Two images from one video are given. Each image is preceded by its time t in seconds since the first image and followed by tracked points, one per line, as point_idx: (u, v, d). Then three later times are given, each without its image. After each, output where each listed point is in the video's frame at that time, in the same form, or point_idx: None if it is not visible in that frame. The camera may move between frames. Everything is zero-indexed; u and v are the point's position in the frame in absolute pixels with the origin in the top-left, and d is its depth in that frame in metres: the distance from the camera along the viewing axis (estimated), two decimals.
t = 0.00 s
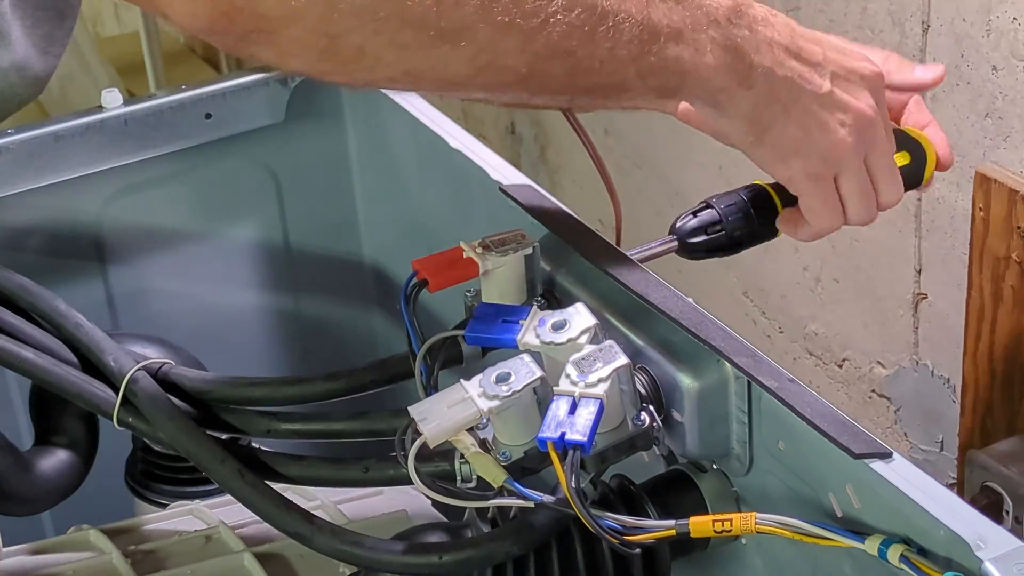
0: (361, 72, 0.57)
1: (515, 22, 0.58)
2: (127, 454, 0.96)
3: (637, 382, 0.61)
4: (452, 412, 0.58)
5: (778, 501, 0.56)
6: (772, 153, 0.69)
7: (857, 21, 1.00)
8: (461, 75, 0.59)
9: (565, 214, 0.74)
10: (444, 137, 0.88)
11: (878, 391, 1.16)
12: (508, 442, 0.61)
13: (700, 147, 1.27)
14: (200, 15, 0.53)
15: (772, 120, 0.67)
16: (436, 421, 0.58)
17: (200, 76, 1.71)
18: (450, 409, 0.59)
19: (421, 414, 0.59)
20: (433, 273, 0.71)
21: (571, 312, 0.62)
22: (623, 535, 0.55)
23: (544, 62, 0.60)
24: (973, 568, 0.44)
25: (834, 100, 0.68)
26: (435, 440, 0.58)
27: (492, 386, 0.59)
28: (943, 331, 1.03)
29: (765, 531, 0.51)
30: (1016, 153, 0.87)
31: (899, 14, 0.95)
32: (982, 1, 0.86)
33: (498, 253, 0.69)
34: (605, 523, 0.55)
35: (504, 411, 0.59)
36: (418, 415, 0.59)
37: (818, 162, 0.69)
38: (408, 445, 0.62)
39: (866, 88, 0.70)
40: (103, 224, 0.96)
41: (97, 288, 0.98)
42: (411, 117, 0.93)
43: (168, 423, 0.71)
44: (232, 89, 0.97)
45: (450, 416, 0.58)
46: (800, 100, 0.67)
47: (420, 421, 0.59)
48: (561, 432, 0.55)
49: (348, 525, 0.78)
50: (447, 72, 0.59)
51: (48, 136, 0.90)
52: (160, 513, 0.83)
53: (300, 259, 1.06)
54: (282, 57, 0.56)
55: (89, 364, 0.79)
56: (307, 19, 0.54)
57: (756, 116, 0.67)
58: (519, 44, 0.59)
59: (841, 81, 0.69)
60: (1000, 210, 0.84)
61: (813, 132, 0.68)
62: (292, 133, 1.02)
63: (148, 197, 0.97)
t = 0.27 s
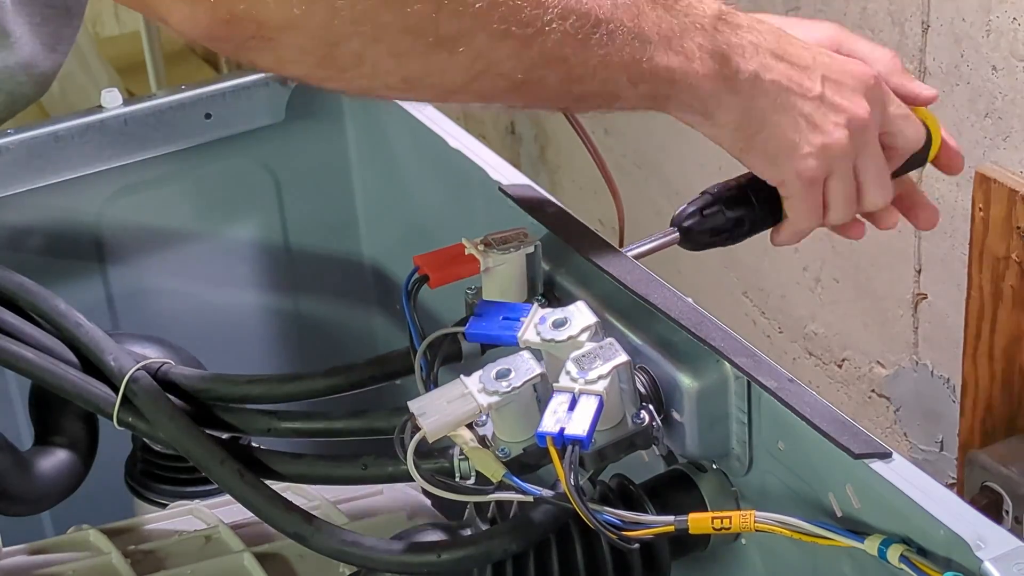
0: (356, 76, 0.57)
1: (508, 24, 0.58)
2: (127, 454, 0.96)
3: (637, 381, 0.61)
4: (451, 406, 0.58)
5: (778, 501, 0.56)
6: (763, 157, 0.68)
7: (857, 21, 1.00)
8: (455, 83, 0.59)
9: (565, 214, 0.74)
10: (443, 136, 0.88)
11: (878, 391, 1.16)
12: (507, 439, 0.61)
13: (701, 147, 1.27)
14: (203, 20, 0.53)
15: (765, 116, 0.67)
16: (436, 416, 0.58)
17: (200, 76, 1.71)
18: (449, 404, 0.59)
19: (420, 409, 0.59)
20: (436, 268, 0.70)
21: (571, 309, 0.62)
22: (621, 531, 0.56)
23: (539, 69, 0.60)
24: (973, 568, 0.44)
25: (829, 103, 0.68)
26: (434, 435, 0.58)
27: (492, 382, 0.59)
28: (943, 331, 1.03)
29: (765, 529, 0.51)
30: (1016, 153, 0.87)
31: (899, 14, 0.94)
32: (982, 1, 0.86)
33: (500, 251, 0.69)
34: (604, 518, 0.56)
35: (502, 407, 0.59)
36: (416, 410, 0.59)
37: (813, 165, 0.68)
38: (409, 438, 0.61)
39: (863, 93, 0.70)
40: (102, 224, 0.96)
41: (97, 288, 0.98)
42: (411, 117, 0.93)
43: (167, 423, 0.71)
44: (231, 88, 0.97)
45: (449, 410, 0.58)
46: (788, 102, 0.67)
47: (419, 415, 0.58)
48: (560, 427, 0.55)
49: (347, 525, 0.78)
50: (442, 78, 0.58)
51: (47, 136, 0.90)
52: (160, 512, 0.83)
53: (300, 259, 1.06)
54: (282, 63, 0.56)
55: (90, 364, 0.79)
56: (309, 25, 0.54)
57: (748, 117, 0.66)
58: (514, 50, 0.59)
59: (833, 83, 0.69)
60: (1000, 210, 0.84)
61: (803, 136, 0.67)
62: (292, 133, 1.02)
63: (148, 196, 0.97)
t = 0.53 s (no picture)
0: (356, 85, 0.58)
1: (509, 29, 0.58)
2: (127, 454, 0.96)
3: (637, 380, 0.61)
4: (450, 404, 0.58)
5: (777, 501, 0.56)
6: (761, 159, 0.68)
7: (857, 21, 1.00)
8: (455, 88, 0.59)
9: (565, 213, 0.74)
10: (444, 136, 0.88)
11: (878, 391, 1.16)
12: (507, 438, 0.61)
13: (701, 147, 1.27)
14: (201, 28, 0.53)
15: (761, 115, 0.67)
16: (435, 413, 0.58)
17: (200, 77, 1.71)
18: (448, 401, 0.59)
19: (420, 407, 0.59)
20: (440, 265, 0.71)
21: (572, 309, 0.62)
22: (620, 528, 0.55)
23: (538, 72, 0.60)
24: (972, 568, 0.44)
25: (826, 108, 0.68)
26: (434, 432, 0.58)
27: (492, 380, 0.59)
28: (943, 331, 1.03)
29: (764, 529, 0.51)
30: (1015, 153, 0.87)
31: (899, 14, 0.94)
32: (982, 1, 0.86)
33: (501, 250, 0.69)
34: (603, 514, 0.56)
35: (501, 405, 0.59)
36: (416, 407, 0.59)
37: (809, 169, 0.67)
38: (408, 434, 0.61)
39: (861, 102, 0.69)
40: (102, 224, 0.96)
41: (97, 288, 0.98)
42: (410, 117, 0.93)
43: (167, 422, 0.71)
44: (231, 89, 0.97)
45: (450, 407, 0.58)
46: (786, 104, 0.67)
47: (419, 413, 0.58)
48: (559, 424, 0.55)
49: (347, 525, 0.78)
50: (441, 83, 0.58)
51: (46, 136, 0.90)
52: (159, 512, 0.83)
53: (300, 259, 1.06)
54: (282, 68, 0.56)
55: (90, 364, 0.79)
56: (309, 30, 0.54)
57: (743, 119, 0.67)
58: (515, 55, 0.59)
59: (830, 91, 0.69)
60: (1000, 210, 0.84)
61: (801, 140, 0.67)
62: (293, 133, 1.02)
63: (148, 196, 0.97)
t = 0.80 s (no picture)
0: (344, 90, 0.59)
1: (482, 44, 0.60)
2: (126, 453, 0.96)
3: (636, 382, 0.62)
4: (449, 417, 0.58)
5: (777, 502, 0.56)
6: (738, 174, 0.69)
7: (856, 21, 1.00)
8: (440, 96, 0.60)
9: (564, 213, 0.74)
10: (443, 136, 0.88)
11: (877, 391, 1.16)
12: (507, 447, 0.61)
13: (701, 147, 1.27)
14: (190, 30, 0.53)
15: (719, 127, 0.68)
16: (435, 428, 0.58)
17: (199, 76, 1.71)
18: (447, 415, 0.59)
19: (420, 421, 0.59)
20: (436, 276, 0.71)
21: (568, 314, 0.62)
22: (621, 539, 0.56)
23: (518, 86, 0.62)
24: (972, 568, 0.44)
25: (801, 117, 0.69)
26: (434, 446, 0.58)
27: (491, 391, 0.59)
28: (943, 331, 1.03)
29: (764, 532, 0.51)
30: (1015, 153, 0.87)
31: (898, 14, 0.94)
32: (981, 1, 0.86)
33: (498, 257, 0.69)
34: (603, 527, 0.56)
35: (501, 416, 0.59)
36: (416, 421, 0.59)
37: (789, 176, 0.67)
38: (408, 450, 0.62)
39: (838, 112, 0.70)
40: (102, 224, 0.96)
41: (97, 287, 0.98)
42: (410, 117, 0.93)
43: (167, 422, 0.71)
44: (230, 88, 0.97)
45: (449, 420, 0.59)
46: (758, 116, 0.69)
47: (419, 427, 0.59)
48: (558, 438, 0.55)
49: (347, 525, 0.78)
50: (425, 90, 0.59)
51: (46, 136, 0.90)
52: (159, 512, 0.83)
53: (300, 259, 1.06)
54: (277, 73, 0.56)
55: (90, 363, 0.79)
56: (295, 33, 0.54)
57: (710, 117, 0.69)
58: (495, 65, 0.60)
59: (805, 100, 0.69)
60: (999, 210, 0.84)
61: (778, 149, 0.68)
62: (293, 134, 1.02)
63: (148, 196, 0.97)
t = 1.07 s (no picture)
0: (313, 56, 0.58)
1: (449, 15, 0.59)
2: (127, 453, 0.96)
3: (636, 382, 0.62)
4: (449, 418, 0.59)
5: (778, 502, 0.56)
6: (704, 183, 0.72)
7: (856, 22, 0.99)
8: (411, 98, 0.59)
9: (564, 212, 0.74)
10: (443, 136, 0.88)
11: (877, 391, 1.16)
12: (507, 447, 0.61)
13: (702, 147, 1.27)
14: None
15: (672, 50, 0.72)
16: (435, 428, 0.58)
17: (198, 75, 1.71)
18: (447, 416, 0.59)
19: (420, 422, 0.59)
20: (436, 277, 0.69)
21: (568, 315, 0.63)
22: (621, 539, 0.56)
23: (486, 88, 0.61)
24: (972, 568, 0.44)
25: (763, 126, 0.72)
26: (434, 447, 0.58)
27: (491, 392, 0.59)
28: (943, 331, 1.03)
29: (764, 532, 0.51)
30: (1015, 153, 0.87)
31: (898, 14, 0.94)
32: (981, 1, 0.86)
33: (498, 259, 0.69)
34: (603, 527, 0.56)
35: (501, 416, 0.59)
36: (416, 422, 0.59)
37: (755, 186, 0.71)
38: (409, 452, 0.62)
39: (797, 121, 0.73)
40: (102, 225, 0.96)
41: (97, 288, 0.98)
42: (411, 118, 0.93)
43: (167, 423, 0.71)
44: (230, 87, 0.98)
45: (449, 421, 0.59)
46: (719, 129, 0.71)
47: (419, 428, 0.59)
48: (557, 438, 0.55)
49: (347, 525, 0.78)
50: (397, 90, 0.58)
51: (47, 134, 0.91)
52: (159, 512, 0.83)
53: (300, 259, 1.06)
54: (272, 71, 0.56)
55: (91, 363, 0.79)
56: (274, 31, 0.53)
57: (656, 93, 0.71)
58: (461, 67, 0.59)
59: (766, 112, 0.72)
60: (1000, 210, 0.84)
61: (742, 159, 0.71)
62: (293, 133, 1.02)
63: (149, 197, 0.98)
